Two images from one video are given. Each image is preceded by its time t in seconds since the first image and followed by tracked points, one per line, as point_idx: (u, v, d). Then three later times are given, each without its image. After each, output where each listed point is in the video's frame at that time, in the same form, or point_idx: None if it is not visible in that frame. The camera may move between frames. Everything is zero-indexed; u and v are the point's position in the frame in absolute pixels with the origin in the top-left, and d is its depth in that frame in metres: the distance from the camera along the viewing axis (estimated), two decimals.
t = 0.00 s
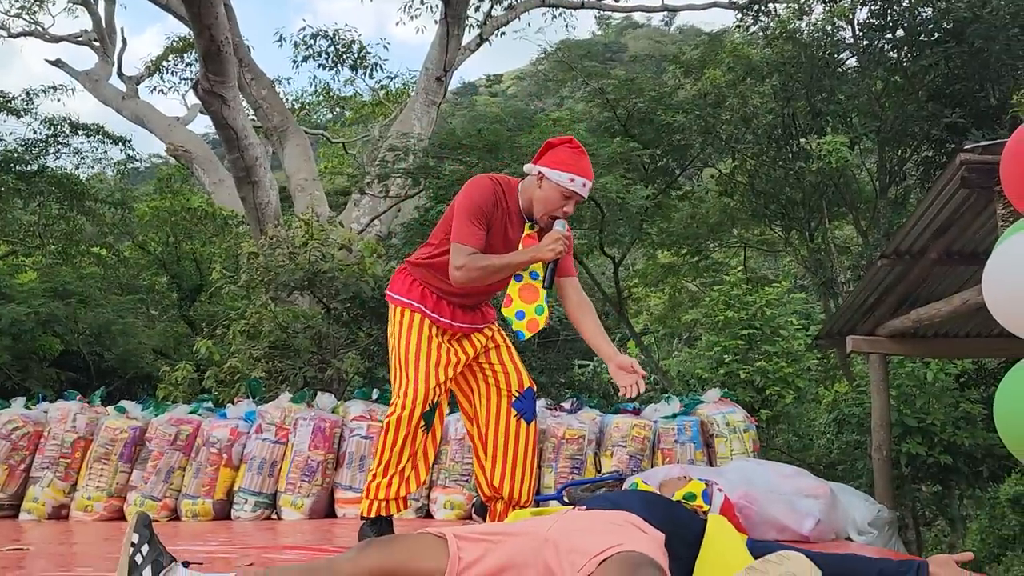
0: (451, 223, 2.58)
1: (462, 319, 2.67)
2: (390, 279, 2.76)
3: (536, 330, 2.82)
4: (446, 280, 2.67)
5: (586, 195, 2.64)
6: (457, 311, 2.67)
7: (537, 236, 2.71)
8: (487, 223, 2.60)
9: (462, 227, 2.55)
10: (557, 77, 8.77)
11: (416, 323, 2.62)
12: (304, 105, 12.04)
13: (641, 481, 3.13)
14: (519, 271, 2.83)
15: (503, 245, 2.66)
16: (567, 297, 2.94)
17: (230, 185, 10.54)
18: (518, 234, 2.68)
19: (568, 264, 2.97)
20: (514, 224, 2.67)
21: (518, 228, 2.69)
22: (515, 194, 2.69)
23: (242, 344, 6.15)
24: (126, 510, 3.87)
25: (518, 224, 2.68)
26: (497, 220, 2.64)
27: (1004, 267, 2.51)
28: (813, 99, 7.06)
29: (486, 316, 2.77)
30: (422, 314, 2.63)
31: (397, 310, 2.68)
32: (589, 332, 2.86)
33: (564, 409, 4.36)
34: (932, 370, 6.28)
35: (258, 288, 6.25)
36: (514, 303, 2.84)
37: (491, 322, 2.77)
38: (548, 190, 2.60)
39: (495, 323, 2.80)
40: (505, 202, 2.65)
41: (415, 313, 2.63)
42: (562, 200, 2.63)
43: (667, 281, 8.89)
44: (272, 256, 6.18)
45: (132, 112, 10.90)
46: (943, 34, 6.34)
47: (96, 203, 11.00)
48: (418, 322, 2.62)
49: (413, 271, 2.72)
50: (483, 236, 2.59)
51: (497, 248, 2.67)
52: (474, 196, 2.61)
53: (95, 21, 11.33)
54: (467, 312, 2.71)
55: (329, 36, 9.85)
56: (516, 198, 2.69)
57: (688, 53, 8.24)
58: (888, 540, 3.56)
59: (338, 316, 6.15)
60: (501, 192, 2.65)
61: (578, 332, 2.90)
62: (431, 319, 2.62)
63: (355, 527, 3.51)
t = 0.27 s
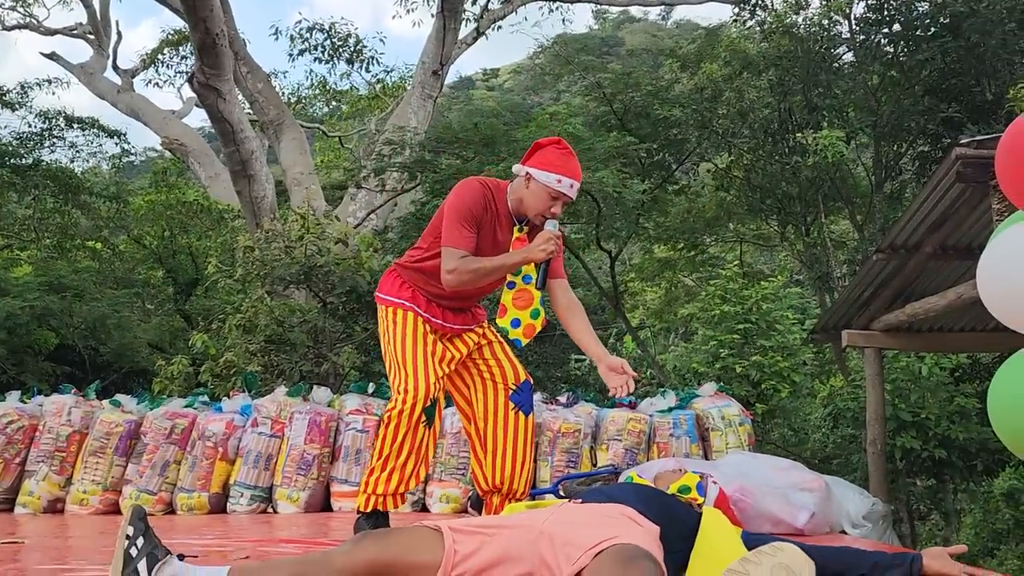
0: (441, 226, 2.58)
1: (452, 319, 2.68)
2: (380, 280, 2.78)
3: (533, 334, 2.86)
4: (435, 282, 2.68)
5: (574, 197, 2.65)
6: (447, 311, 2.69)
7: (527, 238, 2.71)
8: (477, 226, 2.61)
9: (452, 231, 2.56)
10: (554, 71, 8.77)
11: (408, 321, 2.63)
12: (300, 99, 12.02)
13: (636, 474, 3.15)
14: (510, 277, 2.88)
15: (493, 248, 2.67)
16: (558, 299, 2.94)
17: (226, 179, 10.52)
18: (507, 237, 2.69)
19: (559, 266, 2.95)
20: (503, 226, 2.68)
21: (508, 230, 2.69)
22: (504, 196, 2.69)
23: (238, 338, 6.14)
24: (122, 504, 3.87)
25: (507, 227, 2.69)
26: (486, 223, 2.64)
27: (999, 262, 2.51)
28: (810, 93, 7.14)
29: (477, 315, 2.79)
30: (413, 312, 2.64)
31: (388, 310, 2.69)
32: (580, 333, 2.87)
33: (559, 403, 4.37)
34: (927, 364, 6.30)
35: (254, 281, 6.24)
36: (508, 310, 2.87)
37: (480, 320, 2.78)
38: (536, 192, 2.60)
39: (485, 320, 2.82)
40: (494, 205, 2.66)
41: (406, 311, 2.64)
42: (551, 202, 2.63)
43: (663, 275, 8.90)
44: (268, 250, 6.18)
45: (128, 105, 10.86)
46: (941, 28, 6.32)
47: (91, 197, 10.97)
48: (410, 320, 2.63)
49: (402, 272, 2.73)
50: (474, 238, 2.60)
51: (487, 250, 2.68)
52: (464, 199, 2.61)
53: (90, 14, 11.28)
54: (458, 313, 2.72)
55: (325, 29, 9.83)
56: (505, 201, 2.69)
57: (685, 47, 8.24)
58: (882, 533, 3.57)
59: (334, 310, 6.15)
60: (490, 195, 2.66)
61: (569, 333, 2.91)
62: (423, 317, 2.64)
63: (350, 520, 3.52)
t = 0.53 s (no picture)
0: (431, 217, 2.60)
1: (448, 316, 2.69)
2: (377, 281, 2.78)
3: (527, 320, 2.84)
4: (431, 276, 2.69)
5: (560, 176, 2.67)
6: (444, 309, 2.70)
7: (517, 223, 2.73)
8: (467, 214, 2.62)
9: (442, 221, 2.57)
10: (554, 68, 8.76)
11: (406, 320, 2.63)
12: (299, 96, 12.01)
13: (635, 471, 3.15)
14: (501, 264, 2.82)
15: (484, 235, 2.68)
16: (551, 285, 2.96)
17: (226, 176, 10.50)
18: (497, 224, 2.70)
19: (550, 254, 2.99)
20: (493, 214, 2.69)
21: (499, 218, 2.70)
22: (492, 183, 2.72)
23: (238, 335, 6.14)
24: (121, 500, 3.87)
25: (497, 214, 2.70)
26: (477, 211, 2.66)
27: (998, 258, 2.52)
28: (809, 90, 7.12)
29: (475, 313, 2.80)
30: (412, 310, 2.65)
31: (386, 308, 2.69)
32: (575, 320, 2.88)
33: (559, 400, 4.37)
34: (926, 361, 6.30)
35: (253, 278, 6.24)
36: (503, 297, 2.82)
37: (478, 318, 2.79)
38: (523, 174, 2.62)
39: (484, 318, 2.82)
40: (484, 193, 2.67)
41: (405, 310, 2.64)
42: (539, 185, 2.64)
43: (663, 272, 8.90)
44: (267, 247, 6.18)
45: (127, 102, 10.85)
46: (940, 25, 6.34)
47: (91, 193, 10.95)
48: (408, 319, 2.63)
49: (399, 270, 2.74)
50: (464, 227, 2.61)
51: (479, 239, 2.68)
52: (453, 189, 2.63)
53: (89, 10, 11.25)
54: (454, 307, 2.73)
55: (324, 26, 9.82)
56: (494, 189, 2.71)
57: (685, 43, 8.23)
58: (881, 530, 3.57)
59: (334, 307, 6.15)
60: (478, 184, 2.67)
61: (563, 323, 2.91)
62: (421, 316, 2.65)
63: (349, 517, 3.52)
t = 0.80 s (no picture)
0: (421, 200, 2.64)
1: (448, 311, 2.69)
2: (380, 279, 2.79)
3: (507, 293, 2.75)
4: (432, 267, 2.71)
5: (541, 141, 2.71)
6: (445, 303, 2.70)
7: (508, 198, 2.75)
8: (458, 193, 2.65)
9: (430, 198, 2.60)
10: (554, 67, 8.77)
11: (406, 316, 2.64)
12: (300, 95, 12.02)
13: (635, 471, 3.15)
14: (487, 236, 2.76)
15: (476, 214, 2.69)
16: (550, 271, 2.95)
17: (226, 175, 10.49)
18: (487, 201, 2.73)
19: (547, 240, 2.99)
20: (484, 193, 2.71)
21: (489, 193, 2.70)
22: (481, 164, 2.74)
23: (238, 335, 6.14)
24: (121, 500, 3.87)
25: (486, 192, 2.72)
26: (468, 191, 2.67)
27: (997, 257, 2.52)
28: (810, 89, 7.10)
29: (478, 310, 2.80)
30: (412, 306, 2.65)
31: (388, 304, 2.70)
32: (571, 302, 2.87)
33: (559, 399, 4.37)
34: (926, 361, 6.31)
35: (254, 278, 6.24)
36: (484, 267, 2.75)
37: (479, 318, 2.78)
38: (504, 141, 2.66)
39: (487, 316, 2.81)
40: (473, 172, 2.70)
41: (403, 305, 2.65)
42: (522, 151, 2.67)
43: (663, 272, 8.91)
44: (268, 246, 6.18)
45: (127, 102, 10.86)
46: (940, 24, 6.34)
47: (91, 193, 10.96)
48: (407, 315, 2.63)
49: (400, 265, 2.75)
50: (455, 204, 2.62)
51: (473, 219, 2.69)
52: (439, 171, 2.66)
53: (89, 10, 11.26)
54: (456, 299, 2.73)
55: (325, 26, 9.82)
56: (483, 169, 2.73)
57: (685, 43, 8.24)
58: (881, 530, 3.57)
59: (334, 307, 6.15)
60: (468, 164, 2.70)
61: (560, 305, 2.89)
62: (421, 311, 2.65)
63: (349, 516, 3.52)
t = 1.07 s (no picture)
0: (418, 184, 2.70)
1: (453, 301, 2.69)
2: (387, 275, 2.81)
3: (496, 269, 2.66)
4: (435, 255, 2.73)
5: (530, 117, 2.73)
6: (451, 292, 2.70)
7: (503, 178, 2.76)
8: (453, 177, 2.69)
9: (424, 180, 2.66)
10: (555, 69, 8.78)
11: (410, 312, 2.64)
12: (301, 97, 12.04)
13: (637, 473, 3.15)
14: (478, 212, 2.72)
15: (473, 195, 2.72)
16: (552, 255, 2.93)
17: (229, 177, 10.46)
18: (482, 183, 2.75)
19: (548, 226, 2.97)
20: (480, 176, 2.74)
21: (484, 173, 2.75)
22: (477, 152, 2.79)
23: (240, 337, 6.14)
24: (123, 502, 3.87)
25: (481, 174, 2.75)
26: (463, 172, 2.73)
27: (999, 259, 2.51)
28: (811, 91, 7.08)
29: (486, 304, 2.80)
30: (416, 299, 2.66)
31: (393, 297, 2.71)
32: (571, 286, 2.85)
33: (561, 401, 4.37)
34: (929, 362, 6.31)
35: (255, 280, 6.25)
36: (473, 242, 2.68)
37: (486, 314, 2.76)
38: (492, 119, 2.69)
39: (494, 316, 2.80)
40: (468, 156, 2.74)
41: (408, 298, 2.66)
42: (512, 126, 2.69)
43: (665, 273, 8.91)
44: (270, 248, 6.18)
45: (129, 104, 10.87)
46: (942, 25, 6.31)
47: (94, 196, 10.97)
48: (411, 309, 2.64)
49: (405, 259, 2.78)
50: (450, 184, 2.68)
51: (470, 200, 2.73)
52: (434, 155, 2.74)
53: (92, 13, 11.28)
54: (464, 289, 2.74)
55: (326, 28, 9.83)
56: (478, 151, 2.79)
57: (687, 44, 8.24)
58: (884, 532, 3.56)
59: (336, 309, 6.16)
60: (461, 149, 2.75)
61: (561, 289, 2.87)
62: (425, 305, 2.65)
63: (351, 518, 3.52)
